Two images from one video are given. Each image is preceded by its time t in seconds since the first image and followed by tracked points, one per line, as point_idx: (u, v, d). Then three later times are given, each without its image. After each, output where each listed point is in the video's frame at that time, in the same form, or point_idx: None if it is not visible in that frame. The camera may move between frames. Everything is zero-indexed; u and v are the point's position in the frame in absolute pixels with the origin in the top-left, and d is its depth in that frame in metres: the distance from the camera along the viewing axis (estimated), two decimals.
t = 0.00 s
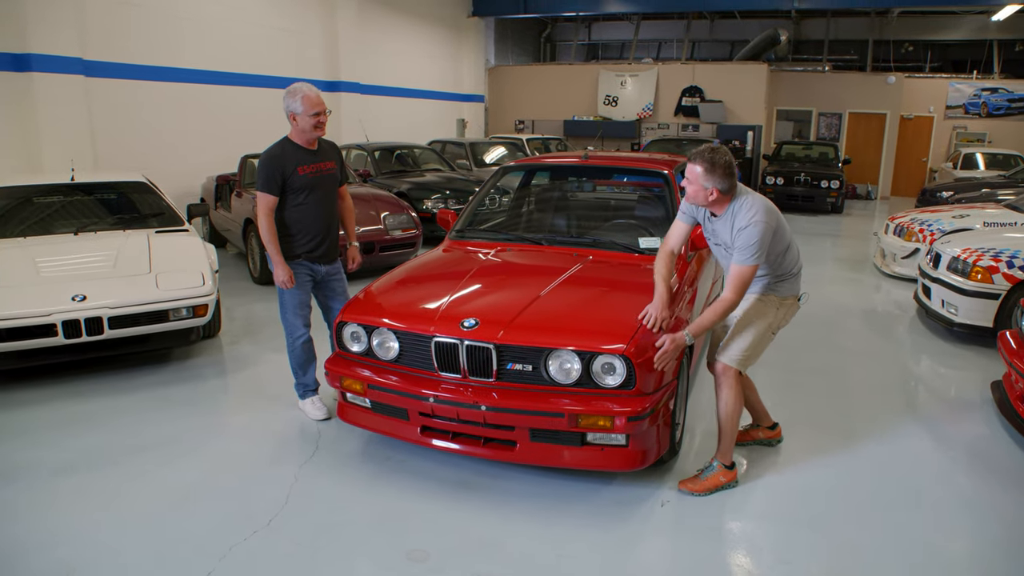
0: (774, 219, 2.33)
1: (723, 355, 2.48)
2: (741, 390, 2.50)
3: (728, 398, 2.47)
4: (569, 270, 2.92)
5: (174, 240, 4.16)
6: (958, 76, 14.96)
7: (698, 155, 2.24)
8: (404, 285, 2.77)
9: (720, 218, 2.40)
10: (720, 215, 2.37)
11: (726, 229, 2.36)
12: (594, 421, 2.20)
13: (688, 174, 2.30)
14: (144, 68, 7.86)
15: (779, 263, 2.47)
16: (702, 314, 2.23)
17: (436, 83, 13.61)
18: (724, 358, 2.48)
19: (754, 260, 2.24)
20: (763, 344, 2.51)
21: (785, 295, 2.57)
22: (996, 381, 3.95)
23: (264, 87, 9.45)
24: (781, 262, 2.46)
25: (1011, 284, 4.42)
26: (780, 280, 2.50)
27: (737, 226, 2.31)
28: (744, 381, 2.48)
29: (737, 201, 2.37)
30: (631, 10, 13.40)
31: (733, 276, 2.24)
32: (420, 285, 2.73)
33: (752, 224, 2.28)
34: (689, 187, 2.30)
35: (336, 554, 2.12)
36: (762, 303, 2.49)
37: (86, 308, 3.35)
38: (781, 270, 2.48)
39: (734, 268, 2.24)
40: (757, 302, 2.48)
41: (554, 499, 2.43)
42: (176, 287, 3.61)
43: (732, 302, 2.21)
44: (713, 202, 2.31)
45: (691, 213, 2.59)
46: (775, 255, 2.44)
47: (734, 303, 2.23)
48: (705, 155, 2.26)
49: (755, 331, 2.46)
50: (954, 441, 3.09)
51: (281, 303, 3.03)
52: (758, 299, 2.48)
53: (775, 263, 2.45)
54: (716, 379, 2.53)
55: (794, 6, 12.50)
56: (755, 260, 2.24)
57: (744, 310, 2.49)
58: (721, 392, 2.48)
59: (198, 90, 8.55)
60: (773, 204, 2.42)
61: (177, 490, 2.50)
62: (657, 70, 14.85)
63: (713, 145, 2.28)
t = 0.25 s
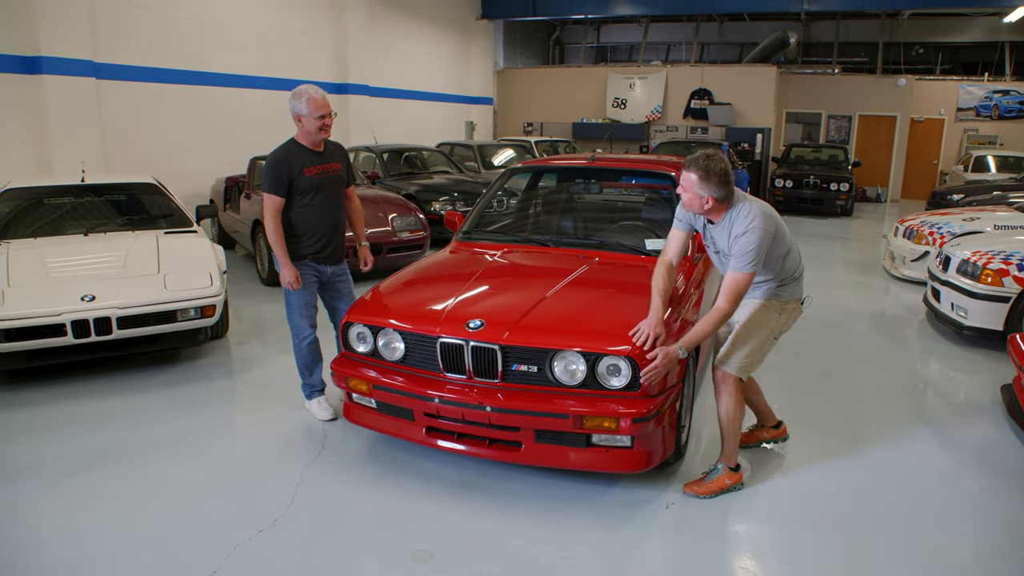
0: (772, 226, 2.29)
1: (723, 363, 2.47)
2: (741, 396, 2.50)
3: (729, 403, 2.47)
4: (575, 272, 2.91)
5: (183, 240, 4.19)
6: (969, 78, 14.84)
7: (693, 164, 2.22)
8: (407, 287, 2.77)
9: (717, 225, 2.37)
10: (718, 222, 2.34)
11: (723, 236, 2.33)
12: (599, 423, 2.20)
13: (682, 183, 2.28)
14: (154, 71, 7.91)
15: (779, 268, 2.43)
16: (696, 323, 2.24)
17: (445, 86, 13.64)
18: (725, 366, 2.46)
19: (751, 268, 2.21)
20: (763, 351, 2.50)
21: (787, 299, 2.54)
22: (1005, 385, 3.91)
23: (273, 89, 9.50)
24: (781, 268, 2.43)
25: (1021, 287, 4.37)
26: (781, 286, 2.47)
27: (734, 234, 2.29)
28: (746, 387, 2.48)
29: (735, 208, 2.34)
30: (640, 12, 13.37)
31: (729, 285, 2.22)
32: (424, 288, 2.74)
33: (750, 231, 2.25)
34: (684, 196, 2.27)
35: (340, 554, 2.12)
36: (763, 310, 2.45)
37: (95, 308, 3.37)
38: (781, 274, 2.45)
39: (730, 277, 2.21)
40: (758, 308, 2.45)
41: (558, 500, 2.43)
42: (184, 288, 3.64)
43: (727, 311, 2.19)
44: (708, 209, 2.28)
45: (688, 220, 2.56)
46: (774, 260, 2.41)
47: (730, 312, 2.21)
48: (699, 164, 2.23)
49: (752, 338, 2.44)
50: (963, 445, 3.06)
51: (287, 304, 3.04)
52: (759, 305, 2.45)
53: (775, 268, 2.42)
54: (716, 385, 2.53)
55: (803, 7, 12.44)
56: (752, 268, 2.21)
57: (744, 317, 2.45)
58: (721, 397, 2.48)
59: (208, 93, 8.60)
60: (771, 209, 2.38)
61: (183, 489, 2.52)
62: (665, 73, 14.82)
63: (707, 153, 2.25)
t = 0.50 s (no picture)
0: (778, 221, 2.28)
1: (731, 362, 2.47)
2: (750, 395, 2.49)
3: (738, 402, 2.46)
4: (582, 272, 2.91)
5: (190, 240, 4.21)
6: (980, 79, 14.73)
7: (699, 156, 2.20)
8: (413, 286, 2.78)
9: (724, 219, 2.35)
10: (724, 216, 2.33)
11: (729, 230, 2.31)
12: (605, 423, 2.20)
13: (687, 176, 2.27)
14: (163, 71, 7.96)
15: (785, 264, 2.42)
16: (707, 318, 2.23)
17: (452, 86, 13.66)
18: (732, 365, 2.47)
19: (759, 263, 2.20)
20: (771, 348, 2.49)
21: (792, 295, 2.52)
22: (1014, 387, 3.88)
23: (281, 90, 9.54)
24: (788, 263, 2.41)
25: None
26: (787, 281, 2.45)
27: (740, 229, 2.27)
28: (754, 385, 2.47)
29: (742, 201, 2.32)
30: (648, 12, 13.34)
31: (736, 281, 2.21)
32: (431, 287, 2.74)
33: (756, 226, 2.23)
34: (690, 189, 2.26)
35: (345, 553, 2.13)
36: (768, 306, 2.44)
37: (102, 307, 3.39)
38: (788, 270, 2.43)
39: (737, 272, 2.20)
40: (764, 304, 2.44)
41: (564, 500, 2.43)
42: (191, 287, 3.65)
43: (735, 307, 2.19)
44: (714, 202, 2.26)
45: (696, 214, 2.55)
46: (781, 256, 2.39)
47: (738, 308, 2.20)
48: (704, 157, 2.21)
49: (761, 336, 2.44)
50: (971, 448, 3.04)
51: (293, 303, 3.05)
52: (765, 301, 2.44)
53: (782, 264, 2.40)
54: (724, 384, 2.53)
55: (813, 7, 12.39)
56: (758, 263, 2.20)
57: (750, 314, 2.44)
58: (730, 397, 2.47)
59: (216, 93, 8.64)
60: (778, 204, 2.36)
61: (188, 488, 2.53)
62: (673, 73, 14.79)
63: (713, 145, 2.23)
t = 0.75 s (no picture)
0: (790, 206, 2.29)
1: (740, 356, 2.46)
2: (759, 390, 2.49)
3: (747, 399, 2.47)
4: (585, 272, 2.91)
5: (195, 239, 4.22)
6: (985, 79, 14.67)
7: (722, 129, 2.22)
8: (417, 284, 2.78)
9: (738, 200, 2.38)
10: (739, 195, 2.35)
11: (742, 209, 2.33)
12: (607, 422, 2.21)
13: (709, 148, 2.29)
14: (167, 70, 7.98)
15: (791, 255, 2.43)
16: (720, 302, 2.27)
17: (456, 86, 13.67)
18: (742, 360, 2.46)
19: (770, 243, 2.22)
20: (779, 342, 2.48)
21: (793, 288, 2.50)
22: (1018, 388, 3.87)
23: (286, 89, 9.56)
24: (794, 255, 2.42)
25: None
26: (790, 274, 2.44)
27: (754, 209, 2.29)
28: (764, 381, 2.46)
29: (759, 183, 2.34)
30: (653, 12, 13.32)
31: (747, 260, 2.23)
32: (434, 285, 2.75)
33: (771, 207, 2.25)
34: (709, 163, 2.29)
35: (347, 551, 2.13)
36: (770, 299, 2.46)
37: (107, 305, 3.41)
38: (793, 263, 2.43)
39: (749, 251, 2.23)
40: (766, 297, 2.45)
41: (566, 500, 2.43)
42: (195, 285, 3.66)
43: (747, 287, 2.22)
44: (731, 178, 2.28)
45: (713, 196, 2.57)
46: (790, 245, 2.41)
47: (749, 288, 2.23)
48: (726, 131, 2.24)
49: (771, 330, 2.43)
50: (974, 449, 3.03)
51: (297, 302, 3.06)
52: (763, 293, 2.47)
53: (790, 254, 2.41)
54: (736, 379, 2.53)
55: (817, 7, 12.36)
56: (770, 244, 2.22)
57: (750, 307, 2.48)
58: (740, 393, 2.48)
59: (220, 93, 8.66)
60: (791, 193, 2.39)
61: (192, 486, 2.54)
62: (677, 73, 14.77)
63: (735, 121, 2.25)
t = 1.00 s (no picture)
0: (811, 181, 2.35)
1: (742, 357, 2.46)
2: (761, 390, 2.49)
3: (749, 399, 2.46)
4: (584, 273, 2.90)
5: (193, 239, 4.22)
6: (984, 81, 14.68)
7: (746, 102, 2.29)
8: (416, 285, 2.78)
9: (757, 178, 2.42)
10: (758, 172, 2.40)
11: (761, 185, 2.37)
12: (607, 422, 2.20)
13: (732, 122, 2.34)
14: (167, 70, 7.97)
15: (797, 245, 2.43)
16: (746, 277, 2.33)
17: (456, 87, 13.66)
18: (744, 361, 2.46)
19: (792, 215, 2.27)
20: (779, 341, 2.47)
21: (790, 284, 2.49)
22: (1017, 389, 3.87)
23: (286, 90, 9.56)
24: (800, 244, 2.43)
25: None
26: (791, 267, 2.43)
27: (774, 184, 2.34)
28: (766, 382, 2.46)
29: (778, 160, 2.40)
30: (653, 13, 13.31)
31: (772, 231, 2.28)
32: (433, 285, 2.74)
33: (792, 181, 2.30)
34: (730, 137, 2.35)
35: (346, 551, 2.13)
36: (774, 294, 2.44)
37: (105, 305, 3.40)
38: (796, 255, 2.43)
39: (773, 222, 2.27)
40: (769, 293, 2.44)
41: (565, 501, 2.43)
42: (193, 285, 3.66)
43: (773, 260, 2.26)
44: (753, 152, 2.34)
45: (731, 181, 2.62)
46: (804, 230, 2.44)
47: (775, 260, 2.27)
48: (748, 105, 2.30)
49: (771, 327, 2.43)
50: (974, 449, 3.03)
51: (296, 302, 3.06)
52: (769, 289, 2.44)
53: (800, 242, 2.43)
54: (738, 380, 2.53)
55: (818, 9, 12.35)
56: (792, 216, 2.27)
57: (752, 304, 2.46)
58: (742, 394, 2.47)
59: (220, 93, 8.66)
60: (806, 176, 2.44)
61: (189, 486, 2.53)
62: (677, 74, 14.77)
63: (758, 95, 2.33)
